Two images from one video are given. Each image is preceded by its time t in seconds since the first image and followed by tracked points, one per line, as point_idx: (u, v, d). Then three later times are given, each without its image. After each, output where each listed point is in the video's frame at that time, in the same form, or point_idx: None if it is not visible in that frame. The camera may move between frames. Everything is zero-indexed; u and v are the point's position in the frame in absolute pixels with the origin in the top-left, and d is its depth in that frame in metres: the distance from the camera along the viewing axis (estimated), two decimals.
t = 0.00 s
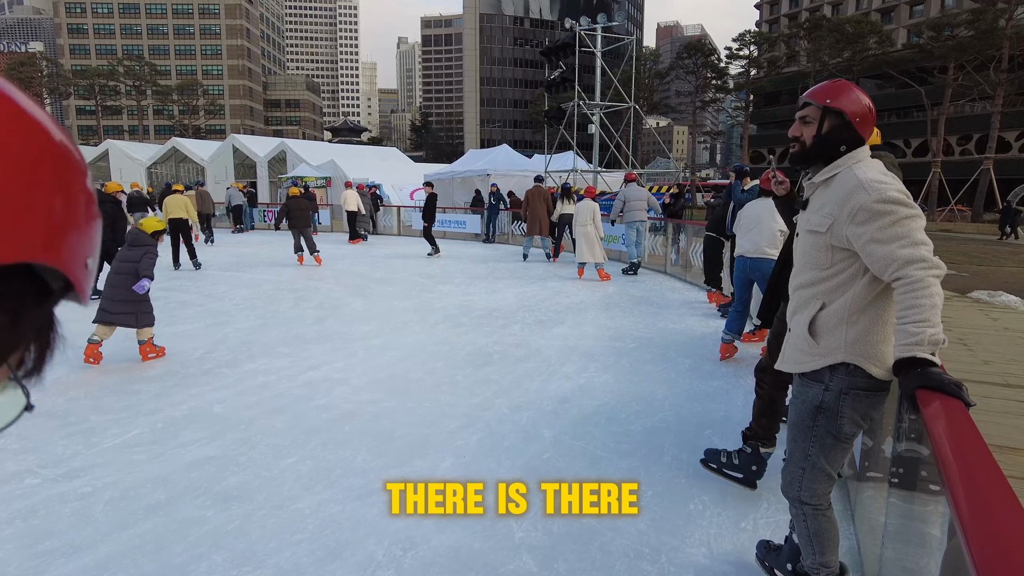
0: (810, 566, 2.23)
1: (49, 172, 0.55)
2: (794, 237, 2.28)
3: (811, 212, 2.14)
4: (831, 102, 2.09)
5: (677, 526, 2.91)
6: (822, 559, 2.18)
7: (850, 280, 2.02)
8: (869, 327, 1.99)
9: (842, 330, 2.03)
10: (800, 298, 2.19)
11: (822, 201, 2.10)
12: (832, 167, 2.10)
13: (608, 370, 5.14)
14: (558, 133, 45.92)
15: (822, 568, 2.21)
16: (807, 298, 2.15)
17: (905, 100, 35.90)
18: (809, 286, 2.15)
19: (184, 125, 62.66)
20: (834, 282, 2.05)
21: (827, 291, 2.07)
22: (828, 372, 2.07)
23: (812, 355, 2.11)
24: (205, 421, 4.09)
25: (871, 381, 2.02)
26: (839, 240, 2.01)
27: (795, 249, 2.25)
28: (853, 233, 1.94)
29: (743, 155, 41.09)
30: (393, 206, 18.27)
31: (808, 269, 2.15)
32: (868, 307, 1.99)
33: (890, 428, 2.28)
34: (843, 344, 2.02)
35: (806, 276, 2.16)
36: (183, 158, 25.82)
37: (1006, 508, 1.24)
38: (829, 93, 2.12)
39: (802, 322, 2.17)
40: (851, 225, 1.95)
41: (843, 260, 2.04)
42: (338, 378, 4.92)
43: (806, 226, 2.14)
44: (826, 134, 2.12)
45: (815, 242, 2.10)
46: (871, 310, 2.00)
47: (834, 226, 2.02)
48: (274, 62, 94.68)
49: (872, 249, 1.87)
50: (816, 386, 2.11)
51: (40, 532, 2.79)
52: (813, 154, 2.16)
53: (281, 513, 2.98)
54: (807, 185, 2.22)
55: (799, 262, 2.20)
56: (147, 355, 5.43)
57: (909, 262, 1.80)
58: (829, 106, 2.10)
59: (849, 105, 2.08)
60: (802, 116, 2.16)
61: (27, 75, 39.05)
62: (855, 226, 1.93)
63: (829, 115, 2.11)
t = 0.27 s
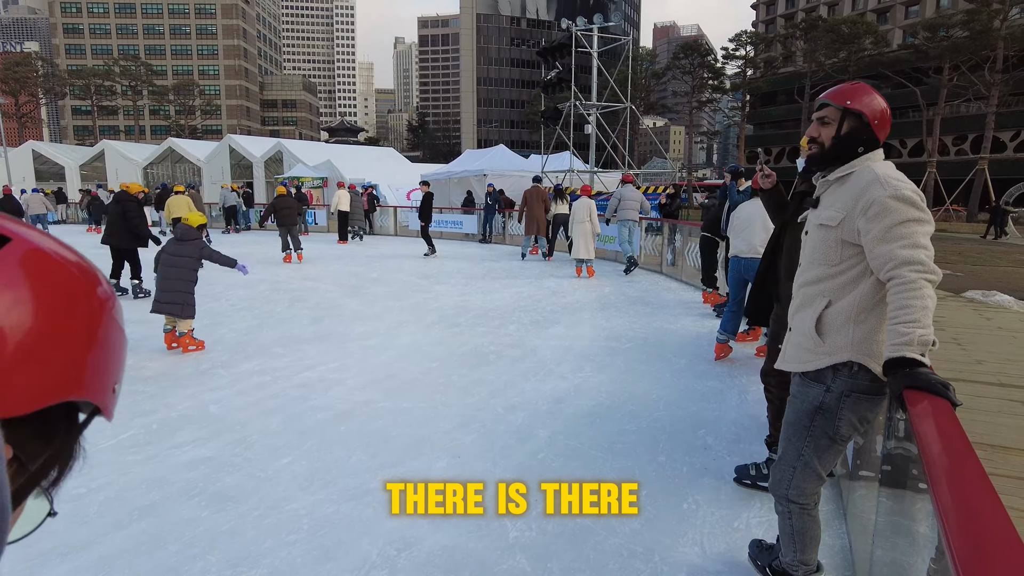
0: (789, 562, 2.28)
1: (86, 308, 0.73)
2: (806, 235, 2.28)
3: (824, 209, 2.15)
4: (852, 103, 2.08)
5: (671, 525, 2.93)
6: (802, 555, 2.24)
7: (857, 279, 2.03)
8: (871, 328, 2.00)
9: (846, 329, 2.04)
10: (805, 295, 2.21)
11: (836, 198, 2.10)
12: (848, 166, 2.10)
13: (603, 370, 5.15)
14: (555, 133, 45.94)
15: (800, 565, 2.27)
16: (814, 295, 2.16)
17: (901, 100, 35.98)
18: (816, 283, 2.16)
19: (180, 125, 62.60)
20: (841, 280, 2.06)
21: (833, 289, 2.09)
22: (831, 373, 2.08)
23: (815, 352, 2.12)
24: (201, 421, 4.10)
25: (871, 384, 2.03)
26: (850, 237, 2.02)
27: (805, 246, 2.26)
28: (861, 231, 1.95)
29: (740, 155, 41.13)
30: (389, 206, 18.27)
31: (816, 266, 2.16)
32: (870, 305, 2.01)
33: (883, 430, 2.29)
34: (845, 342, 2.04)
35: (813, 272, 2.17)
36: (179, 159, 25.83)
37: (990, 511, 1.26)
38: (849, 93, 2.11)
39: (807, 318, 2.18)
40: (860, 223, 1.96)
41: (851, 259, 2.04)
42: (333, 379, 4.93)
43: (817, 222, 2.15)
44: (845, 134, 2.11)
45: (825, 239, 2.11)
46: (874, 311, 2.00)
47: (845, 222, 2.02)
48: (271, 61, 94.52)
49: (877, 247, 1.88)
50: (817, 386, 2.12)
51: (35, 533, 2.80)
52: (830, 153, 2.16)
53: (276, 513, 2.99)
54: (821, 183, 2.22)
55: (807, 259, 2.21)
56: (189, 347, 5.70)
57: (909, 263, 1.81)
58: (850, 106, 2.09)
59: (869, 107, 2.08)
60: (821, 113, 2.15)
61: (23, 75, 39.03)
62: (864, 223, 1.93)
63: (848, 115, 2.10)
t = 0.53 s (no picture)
0: (767, 556, 2.30)
1: (81, 98, 0.58)
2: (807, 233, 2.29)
3: (826, 208, 2.15)
4: (861, 105, 2.07)
5: (666, 525, 2.94)
6: (781, 550, 2.26)
7: (854, 279, 2.04)
8: (867, 329, 2.02)
9: (842, 328, 2.05)
10: (804, 293, 2.21)
11: (839, 198, 2.10)
12: (853, 167, 2.09)
13: (598, 371, 5.17)
14: (551, 133, 45.93)
15: (778, 560, 2.28)
16: (811, 293, 2.18)
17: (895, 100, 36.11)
18: (815, 282, 2.17)
19: (174, 124, 62.53)
20: (840, 279, 2.07)
21: (831, 288, 2.10)
22: (825, 372, 2.09)
23: (810, 351, 2.13)
24: (196, 422, 4.09)
25: (864, 384, 2.04)
26: (850, 238, 2.03)
27: (805, 245, 2.27)
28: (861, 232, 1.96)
29: (735, 155, 41.21)
30: (385, 206, 18.25)
31: (816, 264, 2.17)
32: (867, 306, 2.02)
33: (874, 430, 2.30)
34: (840, 341, 2.05)
35: (812, 270, 2.18)
36: (174, 159, 25.74)
37: (982, 512, 1.26)
38: (857, 95, 2.11)
39: (803, 315, 2.19)
40: (860, 224, 1.97)
41: (850, 258, 2.05)
42: (328, 379, 4.92)
43: (819, 221, 2.16)
44: (852, 136, 2.11)
45: (827, 238, 2.11)
46: (870, 311, 2.02)
47: (847, 221, 2.03)
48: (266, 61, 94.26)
49: (875, 248, 1.89)
50: (811, 385, 2.13)
51: (30, 535, 2.79)
52: (834, 155, 2.16)
53: (272, 514, 2.99)
54: (825, 183, 2.22)
55: (808, 257, 2.22)
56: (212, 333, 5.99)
57: (904, 265, 1.82)
58: (857, 109, 2.08)
59: (876, 111, 2.08)
60: (828, 114, 2.15)
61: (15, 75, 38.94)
62: (864, 223, 1.94)
63: (855, 118, 2.10)
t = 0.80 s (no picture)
0: (753, 554, 2.32)
1: None
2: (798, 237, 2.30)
3: (817, 213, 2.17)
4: (847, 110, 2.08)
5: (661, 525, 2.95)
6: (765, 549, 2.28)
7: (847, 282, 2.05)
8: (861, 331, 2.03)
9: (836, 330, 2.06)
10: (797, 297, 2.22)
11: (830, 202, 2.11)
12: (844, 171, 2.11)
13: (593, 371, 5.18)
14: (546, 133, 45.93)
15: (762, 558, 2.31)
16: (805, 296, 2.19)
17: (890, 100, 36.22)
18: (808, 286, 2.18)
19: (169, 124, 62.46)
20: (833, 283, 2.08)
21: (824, 291, 2.11)
22: (817, 373, 2.11)
23: (803, 353, 2.14)
24: (191, 424, 4.08)
25: (856, 385, 2.05)
26: (842, 241, 2.04)
27: (798, 248, 2.28)
28: (854, 236, 1.97)
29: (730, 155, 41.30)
30: (380, 206, 18.23)
31: (808, 267, 2.18)
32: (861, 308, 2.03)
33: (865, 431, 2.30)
34: (834, 343, 2.06)
35: (805, 274, 2.19)
36: (168, 158, 25.66)
37: (972, 513, 1.27)
38: (843, 100, 2.12)
39: (797, 318, 2.20)
40: (853, 228, 1.98)
41: (844, 262, 2.06)
42: (323, 380, 4.92)
43: (811, 225, 2.17)
44: (839, 141, 2.12)
45: (818, 242, 2.13)
46: (865, 313, 2.03)
47: (840, 226, 2.04)
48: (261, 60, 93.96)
49: (869, 253, 1.90)
50: (803, 386, 2.15)
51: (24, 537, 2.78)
52: (823, 159, 2.17)
53: (268, 515, 2.99)
54: (815, 188, 2.24)
55: (800, 260, 2.23)
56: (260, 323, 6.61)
57: (898, 269, 1.83)
58: (844, 114, 2.09)
59: (863, 115, 2.09)
60: (817, 120, 2.15)
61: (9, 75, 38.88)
62: (858, 228, 1.95)
63: (842, 122, 2.11)
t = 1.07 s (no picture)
0: (767, 554, 2.35)
1: None
2: (799, 234, 2.30)
3: (821, 209, 2.16)
4: (851, 107, 2.07)
5: (658, 524, 2.95)
6: (779, 548, 2.30)
7: (848, 281, 2.06)
8: (862, 331, 2.03)
9: (836, 328, 2.07)
10: (797, 293, 2.22)
11: (835, 200, 2.11)
12: (848, 169, 2.11)
13: (589, 370, 5.18)
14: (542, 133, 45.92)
15: (779, 558, 2.34)
16: (805, 293, 2.18)
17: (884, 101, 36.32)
18: (808, 283, 2.18)
19: (164, 123, 62.33)
20: (834, 280, 2.08)
21: (825, 289, 2.11)
22: (815, 371, 2.12)
23: (802, 351, 2.14)
24: (186, 424, 4.06)
25: (854, 381, 2.07)
26: (845, 239, 2.04)
27: (798, 244, 2.28)
28: (858, 234, 1.97)
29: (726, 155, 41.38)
30: (375, 206, 18.19)
31: (809, 265, 2.17)
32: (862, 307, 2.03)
33: (862, 428, 2.31)
34: (834, 341, 2.07)
35: (805, 270, 2.19)
36: (163, 158, 25.56)
37: (965, 509, 1.28)
38: (851, 96, 2.10)
39: (796, 315, 2.20)
40: (858, 225, 1.97)
41: (845, 260, 2.06)
42: (318, 380, 4.89)
43: (813, 222, 2.16)
44: (843, 138, 2.12)
45: (821, 239, 2.12)
46: (864, 312, 2.04)
47: (844, 223, 2.04)
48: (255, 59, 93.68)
49: (872, 253, 1.90)
50: (802, 384, 2.15)
51: (18, 538, 2.76)
52: (828, 156, 2.16)
53: (263, 515, 2.98)
54: (817, 184, 2.23)
55: (800, 257, 2.23)
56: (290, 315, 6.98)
57: (901, 268, 1.83)
58: (850, 110, 2.08)
59: (869, 113, 2.08)
60: (821, 118, 2.14)
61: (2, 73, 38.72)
62: (863, 224, 1.95)
63: (848, 119, 2.09)
